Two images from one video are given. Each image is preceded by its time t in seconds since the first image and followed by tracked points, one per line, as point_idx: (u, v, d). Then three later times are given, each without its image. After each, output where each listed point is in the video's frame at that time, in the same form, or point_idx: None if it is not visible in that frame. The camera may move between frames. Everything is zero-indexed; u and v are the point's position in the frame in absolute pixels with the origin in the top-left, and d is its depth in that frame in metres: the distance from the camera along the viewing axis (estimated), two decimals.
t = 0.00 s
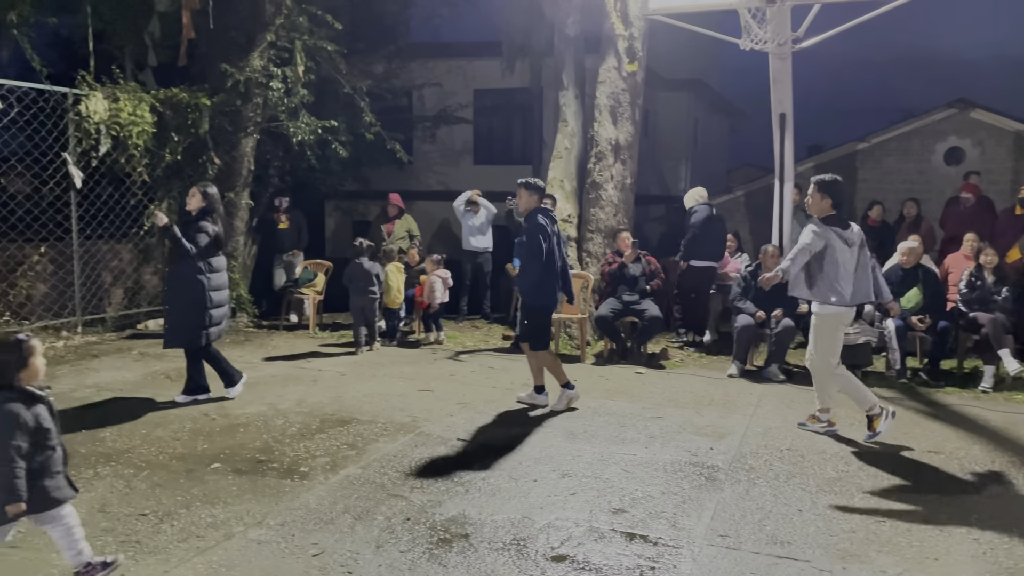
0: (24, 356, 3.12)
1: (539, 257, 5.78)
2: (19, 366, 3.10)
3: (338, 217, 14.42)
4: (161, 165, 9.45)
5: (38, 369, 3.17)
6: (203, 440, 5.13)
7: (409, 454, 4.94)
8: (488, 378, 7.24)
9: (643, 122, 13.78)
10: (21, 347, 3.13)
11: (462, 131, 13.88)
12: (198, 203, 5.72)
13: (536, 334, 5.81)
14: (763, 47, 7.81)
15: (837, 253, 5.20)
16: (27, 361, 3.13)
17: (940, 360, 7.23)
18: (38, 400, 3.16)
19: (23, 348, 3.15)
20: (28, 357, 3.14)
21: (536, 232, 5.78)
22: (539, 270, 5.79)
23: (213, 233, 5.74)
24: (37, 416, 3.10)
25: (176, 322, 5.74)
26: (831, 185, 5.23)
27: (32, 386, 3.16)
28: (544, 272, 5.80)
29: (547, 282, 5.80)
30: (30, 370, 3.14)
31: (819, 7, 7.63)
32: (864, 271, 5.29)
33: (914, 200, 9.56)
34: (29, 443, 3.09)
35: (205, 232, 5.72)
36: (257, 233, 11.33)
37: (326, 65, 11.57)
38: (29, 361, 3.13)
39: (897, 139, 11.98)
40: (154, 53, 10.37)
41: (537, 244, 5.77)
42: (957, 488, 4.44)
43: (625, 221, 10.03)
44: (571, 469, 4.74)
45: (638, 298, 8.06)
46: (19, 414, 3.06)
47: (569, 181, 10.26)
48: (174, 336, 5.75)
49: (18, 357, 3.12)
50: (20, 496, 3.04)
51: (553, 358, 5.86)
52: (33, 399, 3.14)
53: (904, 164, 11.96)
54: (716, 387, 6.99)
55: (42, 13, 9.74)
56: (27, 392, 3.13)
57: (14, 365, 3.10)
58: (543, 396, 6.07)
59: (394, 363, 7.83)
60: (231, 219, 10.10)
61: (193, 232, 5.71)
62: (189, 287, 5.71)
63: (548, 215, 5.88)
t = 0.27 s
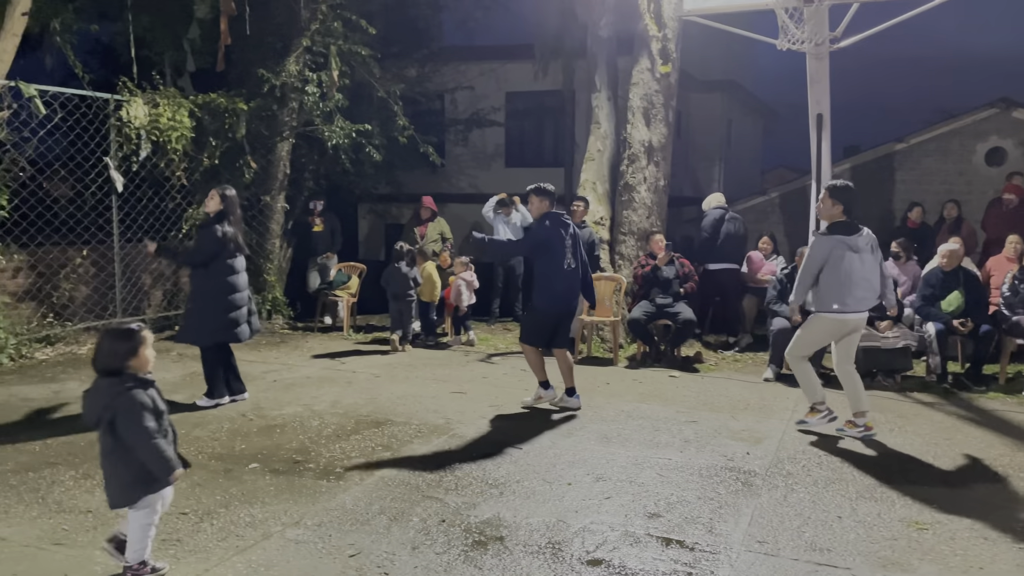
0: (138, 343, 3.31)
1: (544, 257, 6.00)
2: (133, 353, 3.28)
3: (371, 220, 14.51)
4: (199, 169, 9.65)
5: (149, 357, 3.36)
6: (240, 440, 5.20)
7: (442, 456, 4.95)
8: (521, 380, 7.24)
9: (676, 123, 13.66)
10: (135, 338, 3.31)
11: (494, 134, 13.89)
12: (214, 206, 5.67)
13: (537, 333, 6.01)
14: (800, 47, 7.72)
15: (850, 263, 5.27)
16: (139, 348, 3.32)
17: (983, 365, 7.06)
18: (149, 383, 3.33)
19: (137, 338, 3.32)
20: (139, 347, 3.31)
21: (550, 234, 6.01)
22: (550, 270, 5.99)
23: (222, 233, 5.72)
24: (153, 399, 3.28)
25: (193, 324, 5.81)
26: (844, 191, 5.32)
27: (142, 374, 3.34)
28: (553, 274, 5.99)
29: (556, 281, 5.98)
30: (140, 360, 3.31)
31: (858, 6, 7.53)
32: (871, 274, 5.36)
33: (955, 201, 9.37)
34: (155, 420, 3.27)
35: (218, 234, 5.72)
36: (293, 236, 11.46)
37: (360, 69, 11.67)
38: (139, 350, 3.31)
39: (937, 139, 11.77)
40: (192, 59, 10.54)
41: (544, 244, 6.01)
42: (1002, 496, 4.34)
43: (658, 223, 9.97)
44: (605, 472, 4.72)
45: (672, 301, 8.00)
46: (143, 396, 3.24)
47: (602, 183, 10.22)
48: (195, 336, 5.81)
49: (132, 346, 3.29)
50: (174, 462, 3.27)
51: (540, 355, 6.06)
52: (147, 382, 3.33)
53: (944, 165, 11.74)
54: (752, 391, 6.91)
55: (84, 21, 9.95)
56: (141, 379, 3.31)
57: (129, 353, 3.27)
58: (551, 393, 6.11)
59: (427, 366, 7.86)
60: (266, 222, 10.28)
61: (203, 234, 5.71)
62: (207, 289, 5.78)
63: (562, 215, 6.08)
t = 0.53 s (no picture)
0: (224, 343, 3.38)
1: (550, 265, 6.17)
2: (219, 353, 3.36)
3: (401, 223, 14.59)
4: (234, 173, 9.80)
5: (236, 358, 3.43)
6: (274, 441, 5.26)
7: (473, 458, 4.96)
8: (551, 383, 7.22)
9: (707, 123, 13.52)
10: (222, 339, 3.38)
11: (523, 136, 13.88)
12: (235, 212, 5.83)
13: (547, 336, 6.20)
14: (835, 46, 7.64)
15: (852, 262, 5.41)
16: (227, 348, 3.39)
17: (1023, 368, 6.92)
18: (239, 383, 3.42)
19: (223, 339, 3.39)
20: (226, 347, 3.38)
21: (554, 245, 6.19)
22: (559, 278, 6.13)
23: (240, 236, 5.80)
24: (243, 398, 3.36)
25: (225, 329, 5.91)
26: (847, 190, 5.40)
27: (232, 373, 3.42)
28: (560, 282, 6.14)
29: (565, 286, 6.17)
30: (228, 360, 3.39)
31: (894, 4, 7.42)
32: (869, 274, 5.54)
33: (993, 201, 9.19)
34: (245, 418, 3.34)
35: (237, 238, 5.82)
36: (324, 239, 11.56)
37: (391, 73, 11.74)
38: (226, 349, 3.38)
39: (975, 139, 11.55)
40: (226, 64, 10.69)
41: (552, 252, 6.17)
42: None
43: (689, 225, 9.90)
44: (637, 476, 4.70)
45: (704, 303, 7.93)
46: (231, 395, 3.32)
47: (632, 185, 10.17)
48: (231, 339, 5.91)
49: (219, 347, 3.36)
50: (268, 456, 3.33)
51: (551, 357, 6.19)
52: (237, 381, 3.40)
53: (982, 164, 11.51)
54: (785, 394, 6.83)
55: (122, 28, 10.14)
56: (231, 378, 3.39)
57: (215, 353, 3.35)
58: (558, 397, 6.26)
59: (458, 368, 7.88)
60: (299, 225, 10.40)
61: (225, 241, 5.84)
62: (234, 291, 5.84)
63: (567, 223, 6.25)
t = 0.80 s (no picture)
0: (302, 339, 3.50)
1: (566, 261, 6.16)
2: (295, 347, 3.49)
3: (429, 224, 14.63)
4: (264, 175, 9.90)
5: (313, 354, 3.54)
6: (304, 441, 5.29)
7: (502, 459, 4.95)
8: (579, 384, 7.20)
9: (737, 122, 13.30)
10: (299, 333, 3.50)
11: (551, 137, 13.83)
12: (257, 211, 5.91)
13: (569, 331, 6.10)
14: (869, 43, 7.53)
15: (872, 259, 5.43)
16: (305, 344, 3.51)
17: None
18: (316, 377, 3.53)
19: (301, 333, 3.52)
20: (302, 342, 3.50)
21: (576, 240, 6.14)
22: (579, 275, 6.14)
23: (279, 234, 5.89)
24: (316, 392, 3.48)
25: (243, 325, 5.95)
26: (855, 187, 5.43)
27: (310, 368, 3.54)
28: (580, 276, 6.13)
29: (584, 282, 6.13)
30: (304, 355, 3.51)
31: None
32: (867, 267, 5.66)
33: None
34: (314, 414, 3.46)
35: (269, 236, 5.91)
36: (353, 240, 11.63)
37: (420, 75, 11.79)
38: (303, 343, 3.50)
39: (1012, 136, 11.32)
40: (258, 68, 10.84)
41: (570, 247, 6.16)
42: None
43: (719, 225, 9.82)
44: (666, 478, 4.66)
45: (734, 304, 7.85)
46: (303, 390, 3.44)
47: (661, 185, 10.10)
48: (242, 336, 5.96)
49: (296, 342, 3.49)
50: (325, 455, 3.45)
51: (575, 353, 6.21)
52: (313, 377, 3.52)
53: (1020, 162, 11.27)
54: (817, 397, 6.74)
55: (155, 34, 10.32)
56: (307, 372, 3.51)
57: (293, 347, 3.48)
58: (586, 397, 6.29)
59: (486, 368, 7.88)
60: (328, 227, 10.48)
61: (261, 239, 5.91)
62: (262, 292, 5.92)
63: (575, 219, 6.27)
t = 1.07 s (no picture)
0: (370, 345, 3.56)
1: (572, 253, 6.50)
2: (361, 352, 3.55)
3: (450, 224, 14.65)
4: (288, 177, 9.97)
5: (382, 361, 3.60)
6: (327, 440, 5.32)
7: (523, 459, 4.95)
8: (601, 384, 7.18)
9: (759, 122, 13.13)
10: (365, 338, 3.57)
11: (572, 137, 13.81)
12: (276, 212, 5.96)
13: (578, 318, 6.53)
14: (894, 41, 7.45)
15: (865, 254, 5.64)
16: (375, 350, 3.58)
17: None
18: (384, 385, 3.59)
19: (366, 337, 3.59)
20: (369, 346, 3.56)
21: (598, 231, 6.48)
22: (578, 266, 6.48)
23: (309, 235, 5.98)
24: (385, 396, 3.53)
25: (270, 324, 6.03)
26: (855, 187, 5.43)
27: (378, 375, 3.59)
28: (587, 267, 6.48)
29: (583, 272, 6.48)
30: (371, 359, 3.57)
31: None
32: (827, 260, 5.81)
33: None
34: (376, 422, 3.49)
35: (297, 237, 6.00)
36: (375, 241, 11.69)
37: (441, 76, 11.82)
38: (368, 349, 3.56)
39: None
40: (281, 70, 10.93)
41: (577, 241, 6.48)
42: None
43: (742, 225, 9.76)
44: (689, 480, 4.63)
45: (758, 304, 7.80)
46: (369, 396, 3.48)
47: (683, 185, 10.04)
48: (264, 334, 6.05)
49: (361, 345, 3.56)
50: (370, 469, 3.46)
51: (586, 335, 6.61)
52: (381, 384, 3.57)
53: None
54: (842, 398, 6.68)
55: (181, 37, 10.43)
56: (375, 379, 3.56)
57: (360, 351, 3.55)
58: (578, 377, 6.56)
59: (508, 369, 7.89)
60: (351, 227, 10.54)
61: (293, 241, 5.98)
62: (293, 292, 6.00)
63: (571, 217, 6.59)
